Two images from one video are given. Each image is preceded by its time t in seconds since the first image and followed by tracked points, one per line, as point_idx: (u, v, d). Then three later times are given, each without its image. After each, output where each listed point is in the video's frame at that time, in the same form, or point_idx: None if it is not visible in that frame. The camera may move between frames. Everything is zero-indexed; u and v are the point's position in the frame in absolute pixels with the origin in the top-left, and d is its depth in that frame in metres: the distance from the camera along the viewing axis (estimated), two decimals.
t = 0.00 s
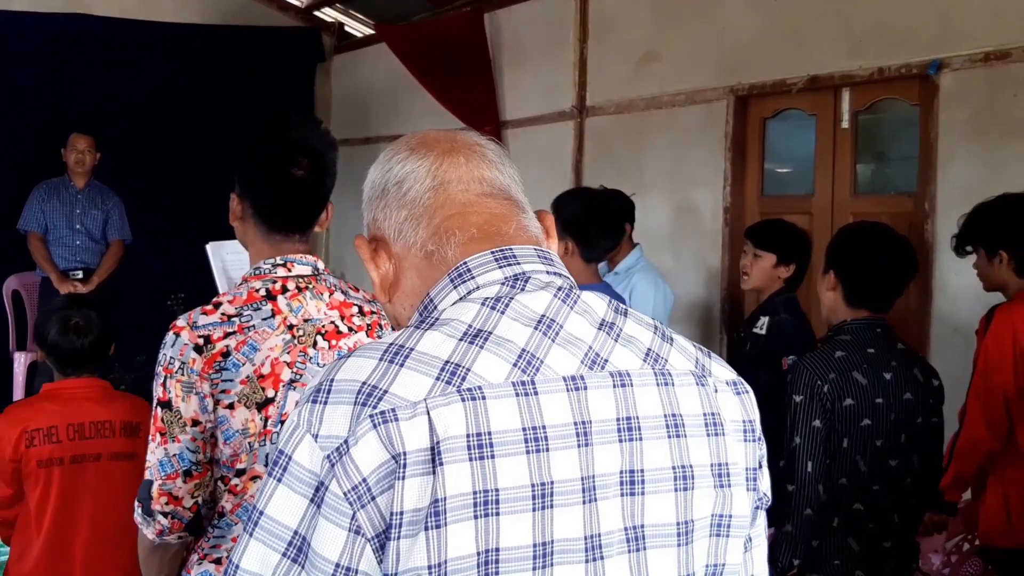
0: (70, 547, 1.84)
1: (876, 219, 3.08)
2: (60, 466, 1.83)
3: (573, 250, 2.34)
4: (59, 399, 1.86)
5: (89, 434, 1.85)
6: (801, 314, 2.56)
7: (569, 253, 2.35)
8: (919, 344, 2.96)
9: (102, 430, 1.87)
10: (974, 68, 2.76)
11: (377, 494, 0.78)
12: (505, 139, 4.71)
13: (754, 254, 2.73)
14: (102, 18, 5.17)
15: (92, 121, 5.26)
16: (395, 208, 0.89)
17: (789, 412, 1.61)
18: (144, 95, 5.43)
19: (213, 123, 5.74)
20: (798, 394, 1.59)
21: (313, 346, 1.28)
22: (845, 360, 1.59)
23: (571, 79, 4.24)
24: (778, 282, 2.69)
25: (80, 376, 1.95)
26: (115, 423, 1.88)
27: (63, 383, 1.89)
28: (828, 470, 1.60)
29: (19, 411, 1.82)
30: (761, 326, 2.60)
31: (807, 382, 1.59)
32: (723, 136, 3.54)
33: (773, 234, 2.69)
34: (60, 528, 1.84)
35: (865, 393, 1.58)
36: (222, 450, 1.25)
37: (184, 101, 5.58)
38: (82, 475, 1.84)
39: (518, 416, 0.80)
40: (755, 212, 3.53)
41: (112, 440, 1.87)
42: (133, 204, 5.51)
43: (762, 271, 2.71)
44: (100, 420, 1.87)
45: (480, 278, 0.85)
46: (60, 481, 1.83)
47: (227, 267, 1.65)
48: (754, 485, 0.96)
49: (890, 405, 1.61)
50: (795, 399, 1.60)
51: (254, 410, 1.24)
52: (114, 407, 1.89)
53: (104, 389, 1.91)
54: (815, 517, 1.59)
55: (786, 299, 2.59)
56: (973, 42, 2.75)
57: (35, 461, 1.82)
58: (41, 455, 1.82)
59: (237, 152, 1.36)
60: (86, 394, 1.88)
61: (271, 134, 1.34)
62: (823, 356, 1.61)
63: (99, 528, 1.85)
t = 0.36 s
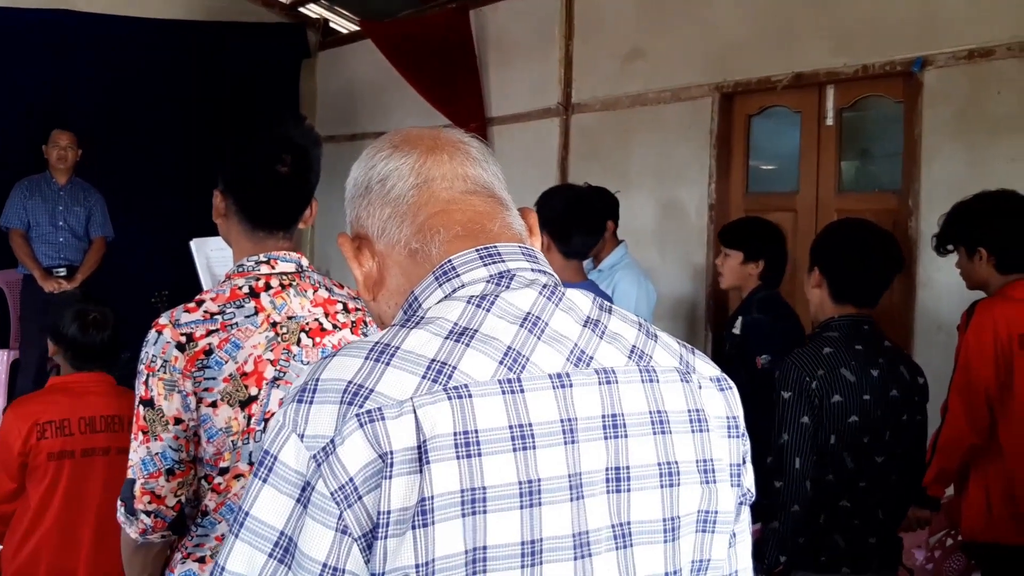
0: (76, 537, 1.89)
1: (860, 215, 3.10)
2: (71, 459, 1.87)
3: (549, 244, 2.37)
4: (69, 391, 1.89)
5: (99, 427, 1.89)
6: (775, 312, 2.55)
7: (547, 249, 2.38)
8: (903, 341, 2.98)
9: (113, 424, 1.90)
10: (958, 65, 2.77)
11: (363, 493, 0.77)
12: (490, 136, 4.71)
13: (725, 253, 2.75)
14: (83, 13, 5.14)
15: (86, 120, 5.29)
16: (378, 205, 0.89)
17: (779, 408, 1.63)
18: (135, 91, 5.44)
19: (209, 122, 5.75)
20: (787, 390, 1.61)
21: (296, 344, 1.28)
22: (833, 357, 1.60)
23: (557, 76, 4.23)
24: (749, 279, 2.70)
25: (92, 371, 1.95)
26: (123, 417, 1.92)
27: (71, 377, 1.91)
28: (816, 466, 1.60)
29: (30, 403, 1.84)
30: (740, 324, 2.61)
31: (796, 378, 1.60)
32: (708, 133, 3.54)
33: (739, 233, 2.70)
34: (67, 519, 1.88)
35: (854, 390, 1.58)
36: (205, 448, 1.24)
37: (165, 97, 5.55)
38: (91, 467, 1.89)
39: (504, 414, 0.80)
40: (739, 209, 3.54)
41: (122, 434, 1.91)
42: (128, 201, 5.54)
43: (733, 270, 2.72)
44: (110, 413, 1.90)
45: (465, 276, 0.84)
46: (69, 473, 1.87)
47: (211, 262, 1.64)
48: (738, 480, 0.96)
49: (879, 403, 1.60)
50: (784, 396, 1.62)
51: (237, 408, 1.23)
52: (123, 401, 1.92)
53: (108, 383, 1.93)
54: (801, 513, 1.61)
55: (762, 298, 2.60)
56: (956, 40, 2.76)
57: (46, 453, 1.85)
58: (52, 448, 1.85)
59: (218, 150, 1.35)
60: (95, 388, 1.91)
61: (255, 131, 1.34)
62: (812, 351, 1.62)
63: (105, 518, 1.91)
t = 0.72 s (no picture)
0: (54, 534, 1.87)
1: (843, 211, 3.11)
2: (50, 456, 1.86)
3: (534, 241, 2.38)
4: (48, 389, 1.88)
5: (78, 425, 1.89)
6: (750, 311, 2.54)
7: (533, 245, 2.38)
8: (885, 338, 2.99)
9: (92, 422, 1.90)
10: (940, 61, 2.78)
11: (347, 493, 0.77)
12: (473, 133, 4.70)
13: (697, 249, 2.75)
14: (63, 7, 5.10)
15: (75, 116, 5.28)
16: (360, 201, 0.88)
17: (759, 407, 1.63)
18: (128, 88, 5.45)
19: (210, 123, 5.77)
20: (767, 389, 1.61)
21: (279, 340, 1.27)
22: (812, 355, 1.60)
23: (541, 72, 4.23)
24: (721, 275, 2.70)
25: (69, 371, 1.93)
26: (102, 416, 1.91)
27: (53, 374, 1.91)
28: (796, 465, 1.61)
29: (9, 400, 1.84)
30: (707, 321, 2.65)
31: (775, 376, 1.61)
32: (691, 129, 3.55)
33: (714, 230, 2.71)
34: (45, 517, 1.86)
35: (832, 387, 1.59)
36: (188, 446, 1.24)
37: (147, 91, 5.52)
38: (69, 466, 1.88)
39: (488, 413, 0.80)
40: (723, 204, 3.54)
41: (101, 432, 1.91)
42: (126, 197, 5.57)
43: (705, 266, 2.72)
44: (89, 412, 1.90)
45: (448, 274, 0.84)
46: (48, 470, 1.86)
47: (194, 258, 1.63)
48: (721, 476, 0.96)
49: (858, 400, 1.61)
50: (765, 394, 1.62)
51: (220, 405, 1.23)
52: (102, 400, 1.92)
53: (87, 382, 1.93)
54: (781, 511, 1.62)
55: (734, 294, 2.59)
56: (939, 36, 2.77)
57: (24, 450, 1.84)
58: (30, 444, 1.84)
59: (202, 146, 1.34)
60: (74, 386, 1.91)
61: (236, 127, 1.33)
62: (791, 349, 1.62)
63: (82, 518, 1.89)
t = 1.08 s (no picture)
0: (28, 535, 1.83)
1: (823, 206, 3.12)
2: (22, 454, 1.81)
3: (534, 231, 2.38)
4: (17, 386, 1.83)
5: (49, 422, 1.84)
6: (725, 307, 2.56)
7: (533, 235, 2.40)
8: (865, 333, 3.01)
9: (63, 418, 1.86)
10: (920, 56, 2.79)
11: (327, 489, 0.77)
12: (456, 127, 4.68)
13: (663, 247, 2.76)
14: None
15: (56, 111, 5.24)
16: (343, 195, 0.87)
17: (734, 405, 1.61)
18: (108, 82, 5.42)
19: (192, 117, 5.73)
20: (740, 385, 1.60)
21: (260, 335, 1.27)
22: (784, 350, 1.60)
23: (523, 66, 4.22)
24: (689, 272, 2.72)
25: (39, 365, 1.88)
26: (73, 410, 1.87)
27: (18, 372, 1.85)
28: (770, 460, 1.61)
29: None
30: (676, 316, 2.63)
31: (748, 373, 1.59)
32: (673, 123, 3.55)
33: (692, 225, 2.71)
34: (18, 517, 1.82)
35: (806, 383, 1.59)
36: (168, 441, 1.23)
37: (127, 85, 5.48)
38: (42, 464, 1.83)
39: (470, 409, 0.80)
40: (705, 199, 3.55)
41: (73, 428, 1.87)
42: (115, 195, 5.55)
43: (672, 263, 2.74)
44: (60, 407, 1.86)
45: (430, 269, 0.84)
46: (19, 469, 1.81)
47: (175, 252, 1.62)
48: (704, 472, 0.97)
49: (831, 393, 1.61)
50: (738, 390, 1.60)
51: (200, 401, 1.23)
52: (72, 396, 1.88)
53: (55, 377, 1.88)
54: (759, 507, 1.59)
55: (701, 291, 2.61)
56: (919, 30, 2.78)
57: None
58: (2, 443, 1.79)
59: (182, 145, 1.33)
60: (43, 382, 1.85)
61: (216, 120, 1.31)
62: (764, 345, 1.62)
63: (60, 515, 1.86)
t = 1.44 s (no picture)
0: None
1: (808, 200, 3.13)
2: None
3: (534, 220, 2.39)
4: None
5: (19, 420, 1.81)
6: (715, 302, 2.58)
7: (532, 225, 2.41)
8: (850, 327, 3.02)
9: (33, 416, 1.83)
10: (905, 50, 2.80)
11: (311, 480, 0.77)
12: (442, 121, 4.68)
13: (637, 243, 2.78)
14: None
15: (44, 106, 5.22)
16: (327, 189, 0.87)
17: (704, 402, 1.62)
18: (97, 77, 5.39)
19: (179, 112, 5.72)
20: (712, 383, 1.60)
21: (246, 330, 1.27)
22: (758, 348, 1.61)
23: (510, 60, 4.22)
24: (663, 267, 2.74)
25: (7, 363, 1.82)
26: (44, 408, 1.84)
27: None
28: (745, 458, 1.61)
29: None
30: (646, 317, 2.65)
31: (721, 369, 1.60)
32: (660, 118, 3.56)
33: (677, 221, 2.71)
34: None
35: (779, 379, 1.60)
36: (151, 436, 1.24)
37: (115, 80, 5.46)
38: (12, 463, 1.80)
39: (452, 400, 0.80)
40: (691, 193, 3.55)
41: (44, 425, 1.84)
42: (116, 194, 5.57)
43: (646, 258, 2.75)
44: (31, 405, 1.83)
45: (414, 262, 0.84)
46: None
47: (158, 245, 1.62)
48: (687, 463, 0.97)
49: (806, 389, 1.62)
50: (710, 389, 1.60)
51: (184, 396, 1.23)
52: (42, 393, 1.85)
53: (24, 374, 1.84)
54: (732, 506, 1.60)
55: (677, 282, 2.62)
56: (904, 25, 2.79)
57: None
58: None
59: (168, 147, 1.32)
60: (13, 380, 1.82)
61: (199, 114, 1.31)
62: (737, 343, 1.62)
63: (30, 514, 1.84)
